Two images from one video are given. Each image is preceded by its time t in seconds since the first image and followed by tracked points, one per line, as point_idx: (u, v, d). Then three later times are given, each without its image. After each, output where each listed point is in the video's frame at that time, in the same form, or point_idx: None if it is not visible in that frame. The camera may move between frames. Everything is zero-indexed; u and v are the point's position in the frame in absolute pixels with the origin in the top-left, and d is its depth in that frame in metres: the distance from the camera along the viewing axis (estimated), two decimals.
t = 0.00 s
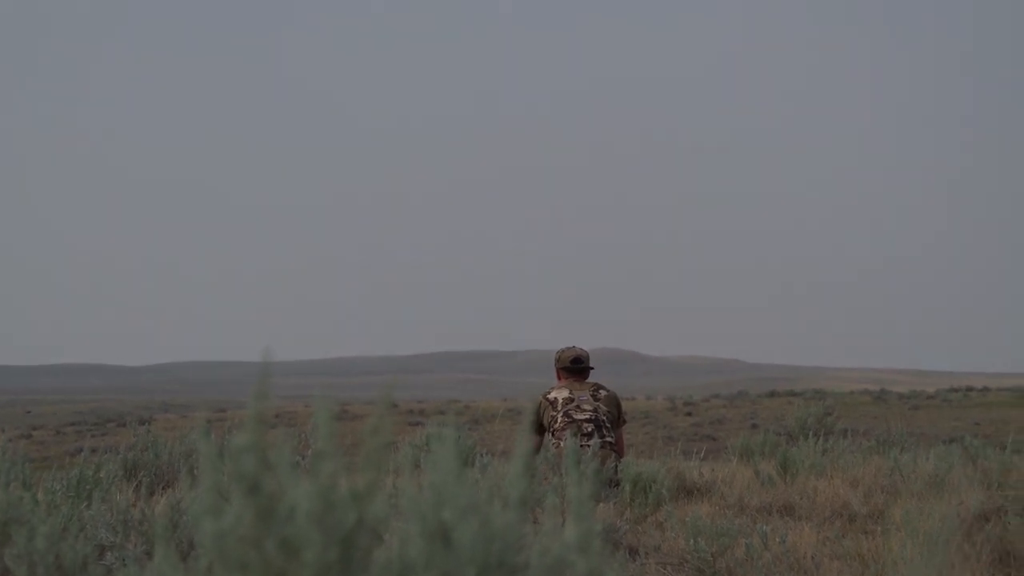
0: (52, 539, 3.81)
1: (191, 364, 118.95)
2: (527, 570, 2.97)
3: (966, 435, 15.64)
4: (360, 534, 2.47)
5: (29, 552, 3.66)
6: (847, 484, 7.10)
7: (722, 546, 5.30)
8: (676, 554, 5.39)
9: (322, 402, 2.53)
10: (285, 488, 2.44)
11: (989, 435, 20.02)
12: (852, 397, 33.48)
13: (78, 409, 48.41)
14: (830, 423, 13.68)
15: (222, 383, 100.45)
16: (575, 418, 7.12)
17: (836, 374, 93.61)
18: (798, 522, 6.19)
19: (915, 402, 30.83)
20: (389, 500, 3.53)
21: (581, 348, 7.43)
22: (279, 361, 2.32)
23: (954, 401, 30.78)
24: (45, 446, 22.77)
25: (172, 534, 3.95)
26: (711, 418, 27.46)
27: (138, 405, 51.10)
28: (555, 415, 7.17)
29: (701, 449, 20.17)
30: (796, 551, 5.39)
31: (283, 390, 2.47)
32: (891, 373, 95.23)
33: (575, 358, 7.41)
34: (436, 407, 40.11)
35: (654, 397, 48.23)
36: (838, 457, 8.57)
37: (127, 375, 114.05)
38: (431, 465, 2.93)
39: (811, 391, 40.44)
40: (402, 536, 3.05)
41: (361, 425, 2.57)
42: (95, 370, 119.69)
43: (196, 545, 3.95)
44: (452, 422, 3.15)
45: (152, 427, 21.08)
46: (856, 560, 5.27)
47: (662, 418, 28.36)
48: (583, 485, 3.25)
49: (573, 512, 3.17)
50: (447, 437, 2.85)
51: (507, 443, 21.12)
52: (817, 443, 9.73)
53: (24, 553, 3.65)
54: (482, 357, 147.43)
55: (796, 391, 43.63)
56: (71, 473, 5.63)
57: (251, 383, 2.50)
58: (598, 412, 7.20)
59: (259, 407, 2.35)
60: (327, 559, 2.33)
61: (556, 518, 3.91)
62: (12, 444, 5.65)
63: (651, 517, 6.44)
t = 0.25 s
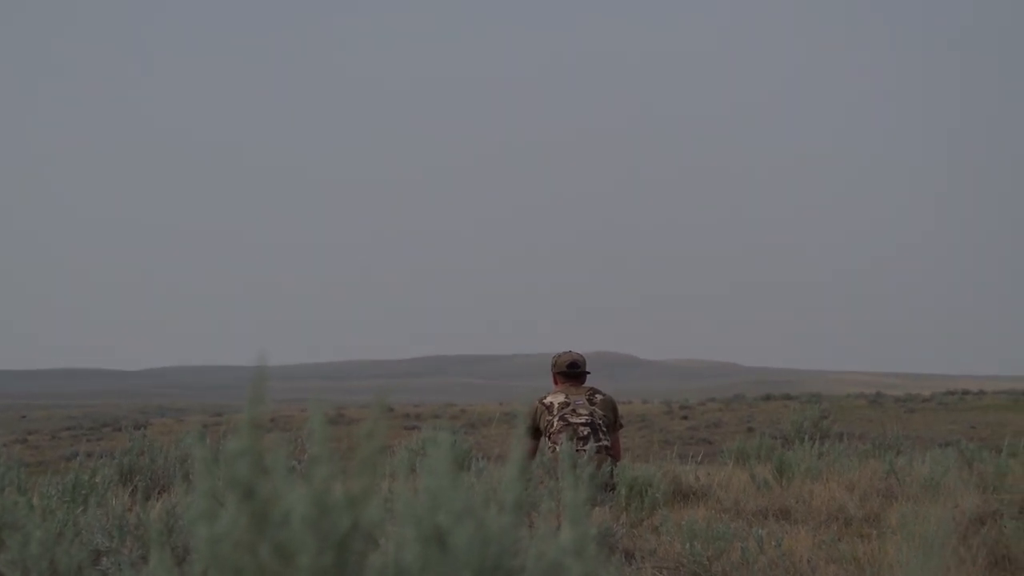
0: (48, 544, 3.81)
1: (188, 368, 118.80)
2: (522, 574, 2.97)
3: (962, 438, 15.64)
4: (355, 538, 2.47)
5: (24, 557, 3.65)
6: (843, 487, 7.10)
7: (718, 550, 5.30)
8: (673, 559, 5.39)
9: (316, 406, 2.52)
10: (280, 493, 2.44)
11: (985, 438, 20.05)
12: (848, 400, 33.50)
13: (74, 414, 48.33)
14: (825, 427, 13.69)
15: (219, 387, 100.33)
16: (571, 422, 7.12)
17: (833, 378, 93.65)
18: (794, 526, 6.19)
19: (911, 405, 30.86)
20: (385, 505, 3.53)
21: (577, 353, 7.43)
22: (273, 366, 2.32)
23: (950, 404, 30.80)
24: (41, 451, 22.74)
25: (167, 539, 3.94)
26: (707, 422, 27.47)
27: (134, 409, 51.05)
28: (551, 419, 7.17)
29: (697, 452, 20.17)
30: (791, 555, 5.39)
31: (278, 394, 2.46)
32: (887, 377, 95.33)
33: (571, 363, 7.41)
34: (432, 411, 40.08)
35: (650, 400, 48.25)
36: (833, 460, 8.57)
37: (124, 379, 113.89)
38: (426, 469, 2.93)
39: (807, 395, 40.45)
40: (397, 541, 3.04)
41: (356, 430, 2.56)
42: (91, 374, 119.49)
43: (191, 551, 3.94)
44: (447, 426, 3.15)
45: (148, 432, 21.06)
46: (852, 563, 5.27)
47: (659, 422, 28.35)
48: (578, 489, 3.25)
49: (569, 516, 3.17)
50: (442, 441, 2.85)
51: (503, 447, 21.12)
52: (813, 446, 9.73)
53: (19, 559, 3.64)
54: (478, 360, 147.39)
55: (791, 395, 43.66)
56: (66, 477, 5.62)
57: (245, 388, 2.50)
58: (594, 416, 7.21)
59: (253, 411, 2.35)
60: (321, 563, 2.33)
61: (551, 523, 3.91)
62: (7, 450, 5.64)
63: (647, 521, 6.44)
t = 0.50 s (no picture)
0: (45, 549, 3.80)
1: (185, 373, 118.70)
2: None
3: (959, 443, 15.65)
4: (352, 543, 2.46)
5: (22, 563, 3.65)
6: (841, 492, 7.10)
7: (716, 555, 5.30)
8: (670, 564, 5.39)
9: (313, 411, 2.52)
10: (277, 497, 2.44)
11: (982, 443, 20.06)
12: (846, 405, 33.50)
13: (71, 419, 48.30)
14: (823, 431, 13.70)
15: (216, 392, 100.25)
16: (568, 426, 7.13)
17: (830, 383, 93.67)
18: (791, 531, 6.19)
19: (909, 410, 30.88)
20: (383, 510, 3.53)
21: (575, 358, 7.43)
22: (270, 371, 2.32)
23: (947, 408, 30.80)
24: (38, 456, 22.71)
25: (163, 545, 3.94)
26: (704, 427, 27.46)
27: (131, 414, 51.01)
28: (549, 425, 7.17)
29: (695, 457, 20.17)
30: (788, 560, 5.39)
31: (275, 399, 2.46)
32: (885, 381, 95.36)
33: (569, 368, 7.41)
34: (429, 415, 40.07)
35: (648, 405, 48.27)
36: (831, 465, 8.58)
37: (121, 383, 113.78)
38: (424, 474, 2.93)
39: (804, 399, 40.48)
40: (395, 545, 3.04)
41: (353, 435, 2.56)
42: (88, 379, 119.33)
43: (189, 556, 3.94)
44: (444, 431, 3.15)
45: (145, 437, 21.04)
46: (849, 568, 5.27)
47: (656, 427, 28.35)
48: (576, 494, 3.25)
49: (567, 521, 3.17)
50: (440, 446, 2.85)
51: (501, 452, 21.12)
52: (811, 451, 9.73)
53: (16, 564, 3.64)
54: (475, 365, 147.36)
55: (789, 400, 43.69)
56: (63, 482, 5.61)
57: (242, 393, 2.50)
58: (591, 421, 7.21)
59: (251, 416, 2.35)
60: (318, 568, 2.32)
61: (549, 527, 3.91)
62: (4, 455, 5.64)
63: (644, 526, 6.44)
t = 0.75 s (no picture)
0: (38, 553, 3.80)
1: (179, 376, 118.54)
2: None
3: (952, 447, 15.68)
4: (345, 548, 2.46)
5: (15, 566, 3.65)
6: (834, 496, 7.12)
7: (709, 559, 5.31)
8: (664, 567, 5.40)
9: (307, 415, 2.52)
10: (270, 501, 2.43)
11: (976, 447, 20.11)
12: (839, 409, 33.55)
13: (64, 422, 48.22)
14: (816, 435, 13.72)
15: (210, 395, 100.12)
16: (561, 430, 7.13)
17: (824, 387, 93.81)
18: (784, 535, 6.20)
19: (902, 414, 30.94)
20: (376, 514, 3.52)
21: (569, 363, 7.44)
22: (263, 375, 2.31)
23: (940, 413, 30.87)
24: (30, 460, 22.69)
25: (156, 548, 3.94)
26: (698, 431, 27.50)
27: (124, 417, 50.93)
28: (542, 429, 7.17)
29: (689, 461, 20.20)
30: (782, 564, 5.40)
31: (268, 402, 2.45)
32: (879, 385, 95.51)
33: (563, 373, 7.42)
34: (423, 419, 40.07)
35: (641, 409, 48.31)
36: (824, 469, 8.59)
37: (115, 387, 113.57)
38: (417, 478, 2.92)
39: (798, 404, 40.55)
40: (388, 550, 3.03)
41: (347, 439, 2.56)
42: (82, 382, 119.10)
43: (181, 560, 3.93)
44: (438, 434, 3.15)
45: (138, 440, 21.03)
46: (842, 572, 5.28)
47: (650, 431, 28.38)
48: (569, 498, 3.25)
49: (560, 526, 3.16)
50: (433, 450, 2.85)
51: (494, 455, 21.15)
52: (804, 455, 9.75)
53: (9, 568, 3.63)
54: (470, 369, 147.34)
55: (783, 404, 43.77)
56: (56, 486, 5.60)
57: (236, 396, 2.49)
58: (585, 425, 7.22)
59: (244, 420, 2.34)
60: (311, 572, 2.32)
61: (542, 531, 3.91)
62: None
63: (638, 530, 6.45)
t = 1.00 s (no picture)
0: (35, 560, 3.80)
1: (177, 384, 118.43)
2: None
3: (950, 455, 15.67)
4: (344, 556, 2.47)
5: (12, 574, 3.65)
6: (832, 504, 7.12)
7: (707, 566, 5.31)
8: None
9: (306, 423, 2.52)
10: (269, 509, 2.44)
11: (974, 455, 20.11)
12: (837, 417, 33.53)
13: (61, 430, 48.15)
14: (813, 443, 13.72)
15: (207, 403, 100.00)
16: (559, 437, 7.14)
17: (822, 394, 93.78)
18: (782, 543, 6.20)
19: (901, 422, 30.91)
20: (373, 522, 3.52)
21: (567, 370, 7.45)
22: (263, 382, 2.32)
23: (938, 421, 30.87)
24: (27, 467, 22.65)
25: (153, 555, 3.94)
26: (696, 439, 27.48)
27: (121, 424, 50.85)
28: (540, 436, 7.18)
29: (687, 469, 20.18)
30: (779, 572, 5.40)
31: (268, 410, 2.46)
32: (877, 393, 95.48)
33: (561, 381, 7.43)
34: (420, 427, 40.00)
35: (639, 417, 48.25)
36: (821, 477, 8.59)
37: (112, 394, 113.42)
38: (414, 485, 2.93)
39: (797, 412, 40.54)
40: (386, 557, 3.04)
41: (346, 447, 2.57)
42: (79, 389, 118.94)
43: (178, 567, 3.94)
44: (436, 441, 3.15)
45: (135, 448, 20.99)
46: None
47: (648, 439, 28.36)
48: (566, 506, 3.25)
49: (557, 534, 3.17)
50: (431, 458, 2.86)
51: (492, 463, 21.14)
52: (801, 463, 9.75)
53: None
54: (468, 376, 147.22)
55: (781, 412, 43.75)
56: (54, 494, 5.60)
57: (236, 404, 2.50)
58: (582, 432, 7.22)
59: (243, 428, 2.35)
60: None
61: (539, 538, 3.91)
62: None
63: (635, 538, 6.45)
